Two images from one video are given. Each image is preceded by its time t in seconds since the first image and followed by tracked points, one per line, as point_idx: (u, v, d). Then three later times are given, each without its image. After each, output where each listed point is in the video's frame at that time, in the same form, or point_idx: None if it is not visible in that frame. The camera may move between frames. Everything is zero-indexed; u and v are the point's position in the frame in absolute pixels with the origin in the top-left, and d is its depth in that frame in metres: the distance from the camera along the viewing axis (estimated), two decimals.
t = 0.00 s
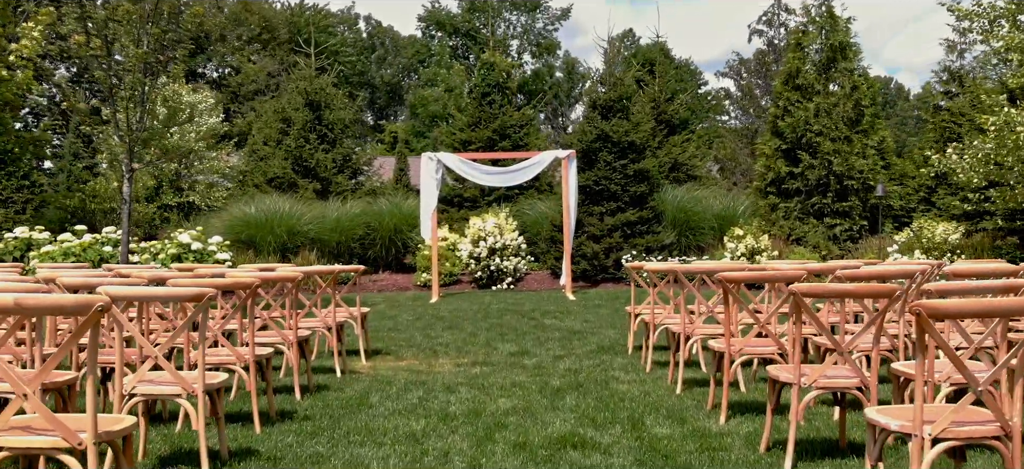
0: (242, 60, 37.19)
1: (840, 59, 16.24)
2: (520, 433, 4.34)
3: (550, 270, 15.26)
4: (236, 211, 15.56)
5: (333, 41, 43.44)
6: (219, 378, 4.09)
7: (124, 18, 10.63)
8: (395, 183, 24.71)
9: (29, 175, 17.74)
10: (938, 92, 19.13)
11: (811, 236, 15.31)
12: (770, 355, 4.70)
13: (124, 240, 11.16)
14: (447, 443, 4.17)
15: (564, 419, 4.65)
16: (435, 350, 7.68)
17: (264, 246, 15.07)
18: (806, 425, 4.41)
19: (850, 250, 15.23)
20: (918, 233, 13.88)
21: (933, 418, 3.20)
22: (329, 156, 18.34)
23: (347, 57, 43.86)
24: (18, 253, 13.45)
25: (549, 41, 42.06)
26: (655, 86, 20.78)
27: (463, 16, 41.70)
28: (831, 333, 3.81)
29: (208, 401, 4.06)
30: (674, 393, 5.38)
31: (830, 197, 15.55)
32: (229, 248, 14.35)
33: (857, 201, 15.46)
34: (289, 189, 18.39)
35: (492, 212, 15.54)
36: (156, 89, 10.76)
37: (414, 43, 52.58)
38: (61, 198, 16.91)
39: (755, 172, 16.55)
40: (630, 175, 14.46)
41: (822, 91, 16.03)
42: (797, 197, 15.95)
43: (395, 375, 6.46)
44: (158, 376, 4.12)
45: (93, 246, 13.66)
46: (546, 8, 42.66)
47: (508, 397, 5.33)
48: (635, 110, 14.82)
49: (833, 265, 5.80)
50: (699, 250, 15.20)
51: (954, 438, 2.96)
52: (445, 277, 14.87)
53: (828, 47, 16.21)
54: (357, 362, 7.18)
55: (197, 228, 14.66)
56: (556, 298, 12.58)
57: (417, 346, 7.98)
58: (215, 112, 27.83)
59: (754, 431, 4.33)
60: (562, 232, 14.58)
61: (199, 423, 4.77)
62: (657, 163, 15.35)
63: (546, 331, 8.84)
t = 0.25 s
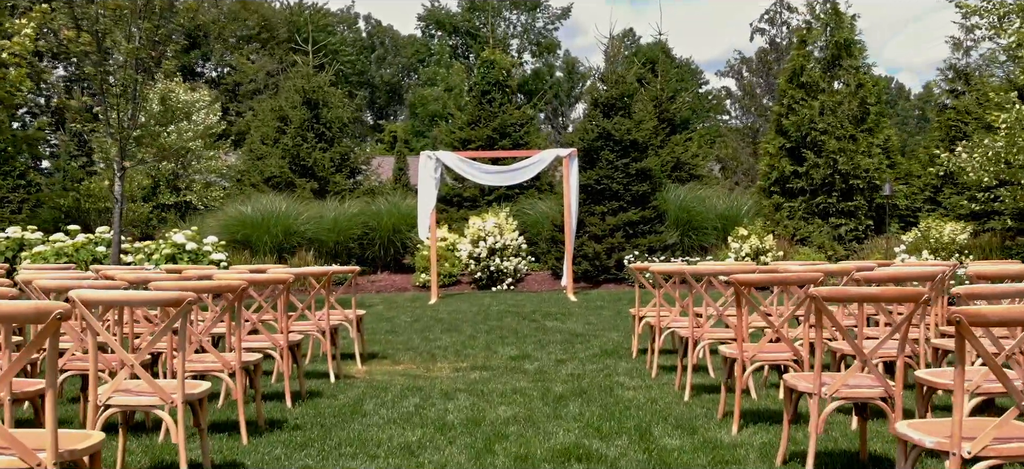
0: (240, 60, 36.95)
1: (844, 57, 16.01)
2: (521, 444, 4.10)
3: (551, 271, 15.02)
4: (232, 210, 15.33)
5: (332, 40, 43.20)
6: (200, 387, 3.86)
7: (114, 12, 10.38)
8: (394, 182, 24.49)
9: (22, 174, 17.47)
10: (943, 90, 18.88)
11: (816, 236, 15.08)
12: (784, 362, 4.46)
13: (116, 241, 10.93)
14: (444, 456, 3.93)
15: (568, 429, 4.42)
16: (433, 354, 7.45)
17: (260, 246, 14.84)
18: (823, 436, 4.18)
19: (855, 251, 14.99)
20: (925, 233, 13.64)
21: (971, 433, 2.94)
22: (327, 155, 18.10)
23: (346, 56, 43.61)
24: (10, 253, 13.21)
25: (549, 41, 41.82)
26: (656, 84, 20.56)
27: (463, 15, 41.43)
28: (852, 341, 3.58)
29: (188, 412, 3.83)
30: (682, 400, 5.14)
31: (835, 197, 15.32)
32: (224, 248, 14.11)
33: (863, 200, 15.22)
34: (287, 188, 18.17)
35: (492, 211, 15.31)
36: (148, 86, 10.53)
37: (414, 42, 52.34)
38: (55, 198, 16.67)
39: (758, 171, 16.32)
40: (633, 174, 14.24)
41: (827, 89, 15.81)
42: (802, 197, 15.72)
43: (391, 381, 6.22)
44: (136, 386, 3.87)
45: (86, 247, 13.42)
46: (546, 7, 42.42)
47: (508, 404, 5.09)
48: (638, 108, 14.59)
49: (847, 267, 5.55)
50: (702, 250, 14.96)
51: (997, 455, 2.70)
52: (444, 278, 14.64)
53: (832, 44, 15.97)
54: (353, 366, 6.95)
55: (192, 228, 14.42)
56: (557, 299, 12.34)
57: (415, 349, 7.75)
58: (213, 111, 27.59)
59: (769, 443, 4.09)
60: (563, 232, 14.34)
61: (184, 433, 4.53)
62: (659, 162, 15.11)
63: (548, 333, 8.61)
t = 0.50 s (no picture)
0: (238, 59, 36.72)
1: (850, 54, 15.80)
2: (522, 457, 3.86)
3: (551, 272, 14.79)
4: (228, 210, 15.10)
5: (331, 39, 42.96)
6: (180, 398, 3.69)
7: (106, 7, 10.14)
8: (393, 182, 24.26)
9: (16, 173, 17.22)
10: (950, 88, 18.62)
11: (821, 235, 14.84)
12: (801, 370, 4.21)
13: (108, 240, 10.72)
14: None
15: (572, 440, 4.19)
16: (431, 358, 7.22)
17: (256, 246, 14.59)
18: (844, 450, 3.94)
19: (861, 252, 14.76)
20: (933, 233, 13.39)
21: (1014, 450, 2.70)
22: (324, 154, 17.86)
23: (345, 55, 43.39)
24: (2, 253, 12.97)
25: (550, 40, 41.58)
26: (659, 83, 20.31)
27: (462, 14, 41.18)
28: (878, 348, 3.35)
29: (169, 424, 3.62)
30: (692, 408, 4.90)
31: (840, 196, 15.09)
32: (220, 249, 13.87)
33: (868, 200, 14.98)
34: (284, 188, 17.96)
35: (493, 211, 15.08)
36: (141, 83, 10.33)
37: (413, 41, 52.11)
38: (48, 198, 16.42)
39: (762, 170, 16.12)
40: (635, 173, 14.00)
41: (832, 87, 15.62)
42: (806, 196, 15.49)
43: (388, 387, 5.99)
44: (111, 400, 3.66)
45: (79, 247, 13.18)
46: (545, 6, 42.17)
47: (509, 412, 4.86)
48: (640, 106, 14.37)
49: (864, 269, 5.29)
50: (706, 250, 14.73)
51: None
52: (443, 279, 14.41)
53: (837, 41, 15.81)
54: (348, 371, 6.72)
55: (187, 228, 14.20)
56: (558, 300, 12.11)
57: (413, 353, 7.52)
58: (211, 110, 27.35)
59: (786, 456, 3.86)
60: (564, 232, 14.11)
61: (167, 445, 4.30)
62: (662, 161, 14.87)
63: (549, 336, 8.38)
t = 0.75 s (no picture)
0: (237, 58, 36.48)
1: (855, 51, 15.57)
2: None
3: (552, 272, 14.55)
4: (224, 209, 14.87)
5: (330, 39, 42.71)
6: (158, 410, 3.50)
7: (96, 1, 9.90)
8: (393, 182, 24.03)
9: (9, 173, 16.97)
10: (955, 86, 18.38)
11: (826, 235, 14.60)
12: (820, 378, 3.99)
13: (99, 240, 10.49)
14: None
15: (577, 452, 3.96)
16: (429, 362, 6.99)
17: (252, 246, 14.34)
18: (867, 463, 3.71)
19: (867, 252, 14.52)
20: (942, 233, 13.15)
21: None
22: (322, 153, 17.62)
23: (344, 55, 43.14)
24: None
25: (550, 39, 41.32)
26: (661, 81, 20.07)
27: (462, 14, 40.92)
28: (906, 358, 3.13)
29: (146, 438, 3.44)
30: (703, 417, 4.67)
31: (845, 195, 14.86)
32: (215, 249, 13.64)
33: (874, 199, 14.76)
34: (281, 187, 17.72)
35: (493, 210, 14.85)
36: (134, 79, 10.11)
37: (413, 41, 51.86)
38: (42, 197, 16.18)
39: (766, 169, 15.89)
40: (637, 172, 13.76)
41: (837, 85, 15.39)
42: (811, 196, 15.26)
43: (384, 393, 5.76)
44: (84, 413, 3.46)
45: (71, 247, 12.94)
46: (546, 6, 41.92)
47: (509, 421, 4.63)
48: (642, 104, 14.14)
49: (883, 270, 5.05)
50: (709, 251, 14.49)
51: None
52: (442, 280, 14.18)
53: (842, 38, 15.60)
54: (343, 376, 6.49)
55: (182, 228, 13.97)
56: (559, 301, 11.88)
57: (410, 356, 7.28)
58: (208, 109, 27.12)
59: None
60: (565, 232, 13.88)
61: (149, 457, 4.06)
62: (664, 160, 14.64)
63: (551, 339, 8.15)
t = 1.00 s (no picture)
0: (235, 57, 36.22)
1: (860, 49, 15.37)
2: None
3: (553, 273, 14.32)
4: (220, 209, 14.64)
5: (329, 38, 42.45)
6: (134, 423, 3.30)
7: None
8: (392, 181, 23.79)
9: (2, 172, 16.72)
10: (961, 84, 18.14)
11: (832, 235, 14.37)
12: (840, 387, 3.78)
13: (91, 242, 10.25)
14: None
15: (583, 465, 3.73)
16: (427, 366, 6.77)
17: (248, 246, 14.11)
18: None
19: (873, 252, 14.29)
20: (950, 233, 12.92)
21: None
22: (320, 152, 17.40)
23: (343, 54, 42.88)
24: None
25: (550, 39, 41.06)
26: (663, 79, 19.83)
27: (462, 13, 40.66)
28: (939, 367, 2.89)
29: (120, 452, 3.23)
30: (714, 427, 4.44)
31: (851, 195, 14.63)
32: (210, 249, 13.40)
33: (880, 199, 14.52)
34: (278, 186, 17.49)
35: (493, 210, 14.62)
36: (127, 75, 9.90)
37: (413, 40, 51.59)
38: (35, 197, 15.92)
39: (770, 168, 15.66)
40: (640, 171, 13.53)
41: (843, 83, 15.15)
42: (816, 195, 15.03)
43: (380, 400, 5.54)
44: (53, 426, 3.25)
45: (64, 247, 12.69)
46: (546, 5, 41.65)
47: (511, 431, 4.40)
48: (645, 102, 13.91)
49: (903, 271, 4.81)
50: (713, 251, 14.26)
51: None
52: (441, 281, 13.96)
53: (848, 35, 15.36)
54: (338, 380, 6.27)
55: (176, 228, 13.73)
56: (561, 303, 11.65)
57: (408, 361, 7.06)
58: (206, 108, 26.88)
59: None
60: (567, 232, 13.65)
61: None
62: (667, 159, 14.41)
63: (553, 342, 7.92)
